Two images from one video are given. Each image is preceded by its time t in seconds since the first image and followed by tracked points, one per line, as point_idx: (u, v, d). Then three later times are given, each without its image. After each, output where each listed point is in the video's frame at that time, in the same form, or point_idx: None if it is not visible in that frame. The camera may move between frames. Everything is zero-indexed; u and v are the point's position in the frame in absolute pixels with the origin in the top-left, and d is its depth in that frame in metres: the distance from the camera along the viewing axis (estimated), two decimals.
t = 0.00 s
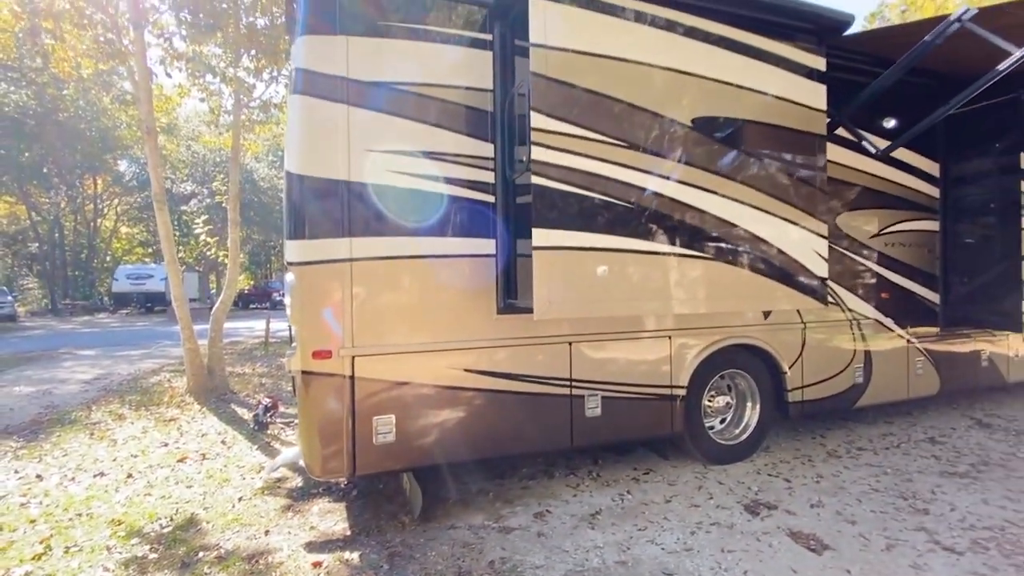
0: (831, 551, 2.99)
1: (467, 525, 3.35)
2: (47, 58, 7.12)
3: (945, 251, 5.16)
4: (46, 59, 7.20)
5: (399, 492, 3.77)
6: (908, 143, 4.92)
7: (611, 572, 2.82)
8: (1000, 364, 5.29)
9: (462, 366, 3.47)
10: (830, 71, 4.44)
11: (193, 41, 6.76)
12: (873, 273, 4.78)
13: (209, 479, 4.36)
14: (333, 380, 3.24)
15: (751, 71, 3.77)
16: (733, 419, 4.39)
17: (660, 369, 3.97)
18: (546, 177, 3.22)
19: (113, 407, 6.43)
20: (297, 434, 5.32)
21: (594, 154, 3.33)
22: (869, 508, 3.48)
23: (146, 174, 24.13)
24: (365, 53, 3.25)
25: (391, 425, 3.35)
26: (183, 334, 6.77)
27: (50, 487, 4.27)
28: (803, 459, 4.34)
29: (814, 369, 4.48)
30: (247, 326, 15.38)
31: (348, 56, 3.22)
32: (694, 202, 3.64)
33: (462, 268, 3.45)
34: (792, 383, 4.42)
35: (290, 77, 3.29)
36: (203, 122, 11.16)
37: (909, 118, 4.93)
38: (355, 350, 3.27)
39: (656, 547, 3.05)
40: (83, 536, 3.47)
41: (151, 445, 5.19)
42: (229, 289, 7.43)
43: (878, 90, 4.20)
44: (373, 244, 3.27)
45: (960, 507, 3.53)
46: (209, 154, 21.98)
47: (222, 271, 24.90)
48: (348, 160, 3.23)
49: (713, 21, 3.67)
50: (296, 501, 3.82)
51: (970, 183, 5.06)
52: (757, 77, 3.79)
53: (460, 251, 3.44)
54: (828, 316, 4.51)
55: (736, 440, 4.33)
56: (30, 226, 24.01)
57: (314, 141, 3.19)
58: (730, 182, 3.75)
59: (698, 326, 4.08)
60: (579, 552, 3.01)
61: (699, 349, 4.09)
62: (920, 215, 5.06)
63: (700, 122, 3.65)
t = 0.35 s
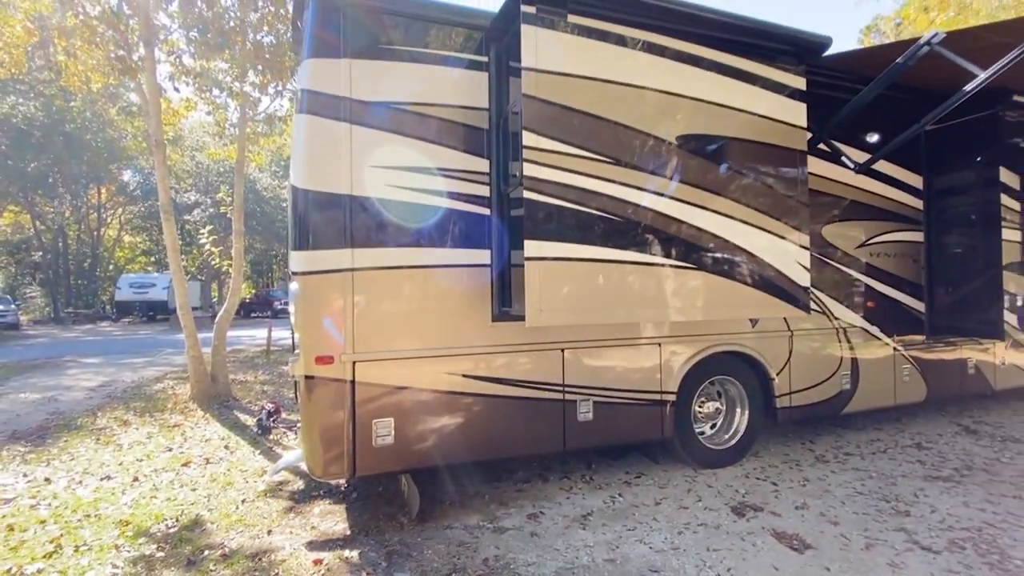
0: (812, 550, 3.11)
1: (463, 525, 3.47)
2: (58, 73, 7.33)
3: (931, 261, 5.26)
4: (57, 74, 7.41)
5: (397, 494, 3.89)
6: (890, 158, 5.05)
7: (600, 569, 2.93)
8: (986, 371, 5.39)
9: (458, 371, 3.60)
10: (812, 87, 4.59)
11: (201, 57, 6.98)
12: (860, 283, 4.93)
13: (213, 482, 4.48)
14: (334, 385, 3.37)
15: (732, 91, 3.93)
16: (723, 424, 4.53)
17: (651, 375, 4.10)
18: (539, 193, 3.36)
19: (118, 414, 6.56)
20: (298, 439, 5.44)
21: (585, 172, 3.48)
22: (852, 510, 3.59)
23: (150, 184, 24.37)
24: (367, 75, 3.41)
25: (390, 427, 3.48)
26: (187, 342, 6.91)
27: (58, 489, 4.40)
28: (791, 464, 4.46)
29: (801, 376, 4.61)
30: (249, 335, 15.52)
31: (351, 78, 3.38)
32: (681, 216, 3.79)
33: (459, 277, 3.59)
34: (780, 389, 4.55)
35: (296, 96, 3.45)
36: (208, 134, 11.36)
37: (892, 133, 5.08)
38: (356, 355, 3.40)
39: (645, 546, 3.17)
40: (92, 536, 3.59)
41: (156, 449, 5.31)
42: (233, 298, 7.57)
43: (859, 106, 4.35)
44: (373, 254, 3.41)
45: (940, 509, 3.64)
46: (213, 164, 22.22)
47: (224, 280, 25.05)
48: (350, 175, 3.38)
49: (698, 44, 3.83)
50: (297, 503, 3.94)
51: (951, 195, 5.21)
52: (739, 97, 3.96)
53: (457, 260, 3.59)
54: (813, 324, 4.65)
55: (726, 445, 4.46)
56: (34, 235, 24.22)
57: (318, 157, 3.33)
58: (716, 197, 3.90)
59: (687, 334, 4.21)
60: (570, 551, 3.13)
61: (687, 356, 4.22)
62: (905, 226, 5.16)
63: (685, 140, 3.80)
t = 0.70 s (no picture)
0: (798, 551, 3.19)
1: (458, 527, 3.55)
2: (66, 86, 7.49)
3: (918, 269, 5.36)
4: (64, 87, 7.56)
5: (395, 497, 3.98)
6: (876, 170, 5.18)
7: (590, 569, 3.02)
8: (977, 379, 5.46)
9: (452, 377, 3.68)
10: (797, 101, 4.72)
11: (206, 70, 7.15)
12: (847, 291, 5.04)
13: (213, 487, 4.56)
14: (333, 391, 3.46)
15: (719, 106, 4.05)
16: (715, 429, 4.61)
17: (643, 382, 4.20)
18: (533, 206, 3.47)
19: (119, 420, 6.64)
20: (297, 445, 5.53)
21: (577, 184, 3.59)
22: (839, 513, 3.68)
23: (152, 192, 24.55)
24: (367, 92, 3.53)
25: (387, 431, 3.56)
26: (189, 349, 7.00)
27: (62, 493, 4.48)
28: (781, 469, 4.54)
29: (791, 383, 4.71)
30: (250, 343, 15.61)
31: (351, 93, 3.50)
32: (671, 226, 3.89)
33: (456, 285, 3.69)
34: (770, 395, 4.64)
35: (298, 112, 3.56)
36: (210, 144, 11.51)
37: (877, 146, 5.20)
38: (354, 361, 3.49)
39: (635, 547, 3.25)
40: (95, 538, 3.68)
41: (157, 455, 5.39)
42: (233, 306, 7.66)
43: (841, 121, 4.49)
44: (371, 262, 3.51)
45: (925, 512, 3.72)
46: (215, 174, 22.40)
47: (225, 288, 25.15)
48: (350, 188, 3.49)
49: (686, 62, 3.96)
50: (296, 506, 4.02)
51: (937, 207, 5.35)
52: (726, 112, 4.08)
53: (454, 269, 3.69)
54: (802, 330, 4.75)
55: (718, 449, 4.54)
56: (36, 243, 24.36)
57: (320, 171, 3.45)
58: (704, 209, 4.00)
59: (677, 341, 4.31)
60: (562, 552, 3.21)
61: (677, 363, 4.31)
62: (891, 234, 5.26)
63: (675, 154, 3.91)
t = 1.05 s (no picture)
0: (785, 552, 3.26)
1: (452, 529, 3.61)
2: (67, 93, 7.58)
3: (907, 274, 5.43)
4: (66, 94, 7.66)
5: (390, 500, 4.04)
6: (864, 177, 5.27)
7: (580, 569, 3.08)
8: (963, 382, 5.56)
9: (446, 381, 3.74)
10: (785, 110, 4.79)
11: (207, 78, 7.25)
12: (837, 296, 5.12)
13: (212, 489, 4.63)
14: (329, 394, 3.51)
15: (709, 117, 4.13)
16: (706, 432, 4.67)
17: (635, 386, 4.26)
18: (526, 214, 3.54)
19: (119, 424, 6.70)
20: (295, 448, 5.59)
21: (568, 193, 3.67)
22: (826, 515, 3.74)
23: (152, 197, 24.66)
24: (364, 102, 3.61)
25: (382, 434, 3.62)
26: (188, 353, 7.06)
27: (62, 496, 4.54)
28: (772, 471, 4.60)
29: (781, 387, 4.77)
30: (249, 347, 15.64)
31: (347, 104, 3.57)
32: (661, 234, 3.97)
33: (450, 290, 3.75)
34: (761, 399, 4.70)
35: (296, 122, 3.64)
36: (210, 150, 11.60)
37: (866, 154, 5.29)
38: (350, 366, 3.55)
39: (625, 548, 3.32)
40: (95, 540, 3.74)
41: (156, 458, 5.46)
42: (232, 311, 7.73)
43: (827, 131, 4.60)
44: (367, 269, 3.57)
45: (912, 513, 3.78)
46: (215, 179, 22.51)
47: (224, 292, 25.21)
48: (347, 196, 3.56)
49: (676, 73, 4.04)
50: (293, 508, 4.08)
51: (926, 212, 5.41)
52: (715, 122, 4.16)
53: (448, 275, 3.75)
54: (791, 335, 4.82)
55: (709, 452, 4.61)
56: (36, 248, 24.44)
57: (317, 180, 3.51)
58: (694, 216, 4.07)
59: (668, 346, 4.38)
60: (553, 553, 3.28)
61: (668, 367, 4.38)
62: (880, 241, 5.36)
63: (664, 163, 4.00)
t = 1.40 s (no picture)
0: (772, 554, 3.28)
1: (443, 531, 3.63)
2: (66, 97, 7.63)
3: (898, 277, 5.47)
4: (65, 98, 7.71)
5: (381, 502, 4.06)
6: (854, 180, 5.30)
7: (568, 571, 3.10)
8: (957, 385, 5.56)
9: (435, 384, 3.76)
10: (774, 114, 4.82)
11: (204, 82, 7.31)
12: (828, 299, 5.14)
13: (205, 491, 4.65)
14: (320, 397, 3.51)
15: (699, 122, 4.17)
16: (698, 435, 4.69)
17: (626, 389, 4.28)
18: (516, 219, 3.56)
19: (115, 426, 6.73)
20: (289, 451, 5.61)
21: (558, 199, 3.70)
22: (814, 517, 3.76)
23: (151, 200, 24.73)
24: (355, 107, 3.64)
25: (372, 437, 3.62)
26: (184, 356, 7.08)
27: (56, 498, 4.56)
28: (763, 474, 4.62)
29: (773, 389, 4.79)
30: (247, 349, 15.65)
31: (337, 109, 3.60)
32: (649, 237, 3.99)
33: (440, 294, 3.77)
34: (753, 402, 4.72)
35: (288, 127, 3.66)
36: (209, 153, 11.66)
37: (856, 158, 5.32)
38: (340, 368, 3.55)
39: (613, 550, 3.34)
40: (87, 542, 3.76)
41: (150, 460, 5.48)
42: (228, 313, 7.75)
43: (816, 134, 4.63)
44: (357, 272, 3.59)
45: (900, 516, 3.79)
46: (214, 181, 22.57)
47: (223, 294, 25.23)
48: (337, 199, 3.57)
49: (667, 79, 4.08)
50: (285, 511, 4.10)
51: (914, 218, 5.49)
52: (705, 127, 4.19)
53: (439, 279, 3.77)
54: (782, 338, 4.84)
55: (700, 455, 4.63)
56: (36, 250, 24.50)
57: (307, 183, 3.53)
58: (680, 220, 4.10)
59: (659, 349, 4.39)
60: (541, 556, 3.30)
61: (659, 371, 4.40)
62: (871, 243, 5.38)
63: (652, 167, 4.03)
